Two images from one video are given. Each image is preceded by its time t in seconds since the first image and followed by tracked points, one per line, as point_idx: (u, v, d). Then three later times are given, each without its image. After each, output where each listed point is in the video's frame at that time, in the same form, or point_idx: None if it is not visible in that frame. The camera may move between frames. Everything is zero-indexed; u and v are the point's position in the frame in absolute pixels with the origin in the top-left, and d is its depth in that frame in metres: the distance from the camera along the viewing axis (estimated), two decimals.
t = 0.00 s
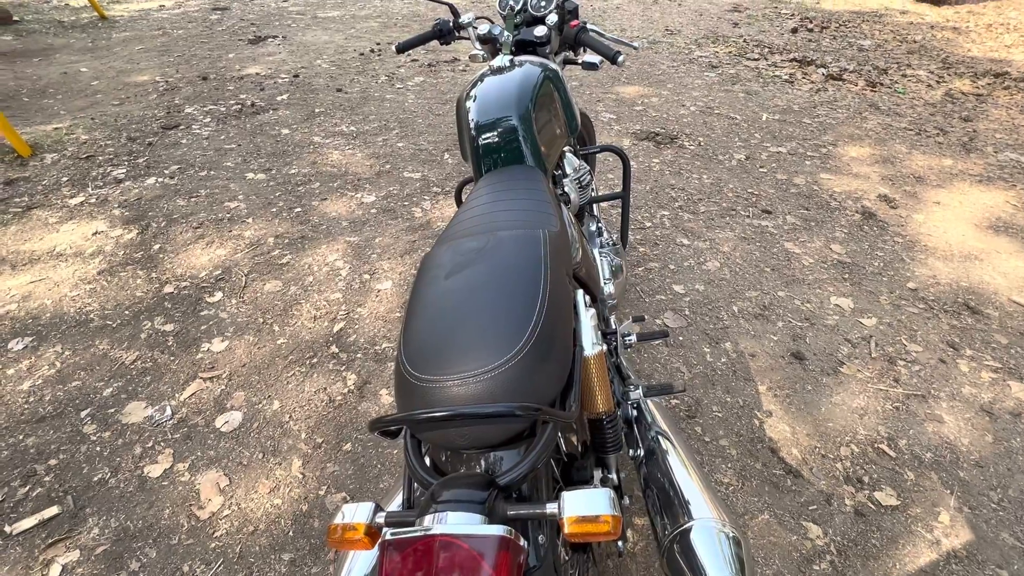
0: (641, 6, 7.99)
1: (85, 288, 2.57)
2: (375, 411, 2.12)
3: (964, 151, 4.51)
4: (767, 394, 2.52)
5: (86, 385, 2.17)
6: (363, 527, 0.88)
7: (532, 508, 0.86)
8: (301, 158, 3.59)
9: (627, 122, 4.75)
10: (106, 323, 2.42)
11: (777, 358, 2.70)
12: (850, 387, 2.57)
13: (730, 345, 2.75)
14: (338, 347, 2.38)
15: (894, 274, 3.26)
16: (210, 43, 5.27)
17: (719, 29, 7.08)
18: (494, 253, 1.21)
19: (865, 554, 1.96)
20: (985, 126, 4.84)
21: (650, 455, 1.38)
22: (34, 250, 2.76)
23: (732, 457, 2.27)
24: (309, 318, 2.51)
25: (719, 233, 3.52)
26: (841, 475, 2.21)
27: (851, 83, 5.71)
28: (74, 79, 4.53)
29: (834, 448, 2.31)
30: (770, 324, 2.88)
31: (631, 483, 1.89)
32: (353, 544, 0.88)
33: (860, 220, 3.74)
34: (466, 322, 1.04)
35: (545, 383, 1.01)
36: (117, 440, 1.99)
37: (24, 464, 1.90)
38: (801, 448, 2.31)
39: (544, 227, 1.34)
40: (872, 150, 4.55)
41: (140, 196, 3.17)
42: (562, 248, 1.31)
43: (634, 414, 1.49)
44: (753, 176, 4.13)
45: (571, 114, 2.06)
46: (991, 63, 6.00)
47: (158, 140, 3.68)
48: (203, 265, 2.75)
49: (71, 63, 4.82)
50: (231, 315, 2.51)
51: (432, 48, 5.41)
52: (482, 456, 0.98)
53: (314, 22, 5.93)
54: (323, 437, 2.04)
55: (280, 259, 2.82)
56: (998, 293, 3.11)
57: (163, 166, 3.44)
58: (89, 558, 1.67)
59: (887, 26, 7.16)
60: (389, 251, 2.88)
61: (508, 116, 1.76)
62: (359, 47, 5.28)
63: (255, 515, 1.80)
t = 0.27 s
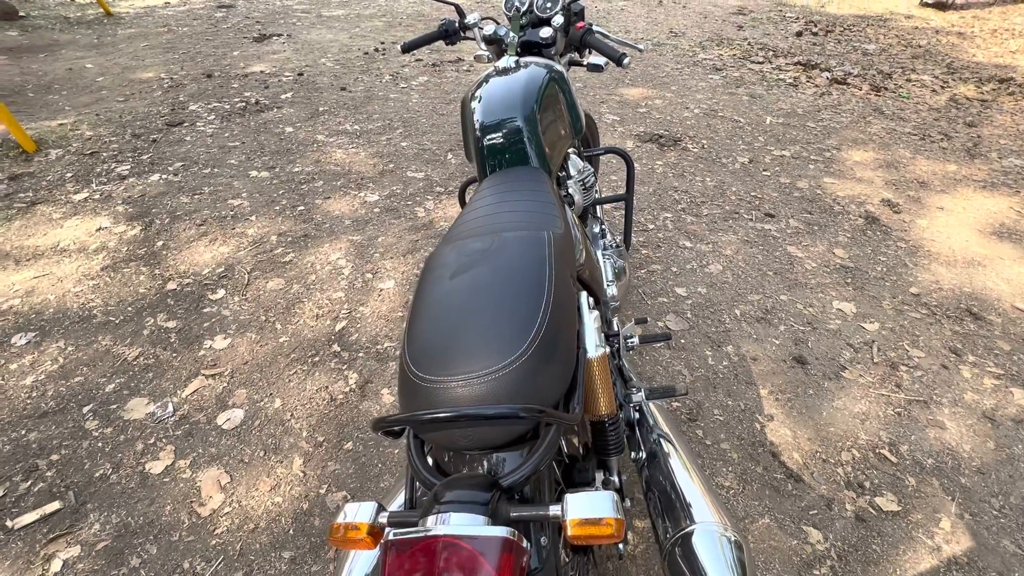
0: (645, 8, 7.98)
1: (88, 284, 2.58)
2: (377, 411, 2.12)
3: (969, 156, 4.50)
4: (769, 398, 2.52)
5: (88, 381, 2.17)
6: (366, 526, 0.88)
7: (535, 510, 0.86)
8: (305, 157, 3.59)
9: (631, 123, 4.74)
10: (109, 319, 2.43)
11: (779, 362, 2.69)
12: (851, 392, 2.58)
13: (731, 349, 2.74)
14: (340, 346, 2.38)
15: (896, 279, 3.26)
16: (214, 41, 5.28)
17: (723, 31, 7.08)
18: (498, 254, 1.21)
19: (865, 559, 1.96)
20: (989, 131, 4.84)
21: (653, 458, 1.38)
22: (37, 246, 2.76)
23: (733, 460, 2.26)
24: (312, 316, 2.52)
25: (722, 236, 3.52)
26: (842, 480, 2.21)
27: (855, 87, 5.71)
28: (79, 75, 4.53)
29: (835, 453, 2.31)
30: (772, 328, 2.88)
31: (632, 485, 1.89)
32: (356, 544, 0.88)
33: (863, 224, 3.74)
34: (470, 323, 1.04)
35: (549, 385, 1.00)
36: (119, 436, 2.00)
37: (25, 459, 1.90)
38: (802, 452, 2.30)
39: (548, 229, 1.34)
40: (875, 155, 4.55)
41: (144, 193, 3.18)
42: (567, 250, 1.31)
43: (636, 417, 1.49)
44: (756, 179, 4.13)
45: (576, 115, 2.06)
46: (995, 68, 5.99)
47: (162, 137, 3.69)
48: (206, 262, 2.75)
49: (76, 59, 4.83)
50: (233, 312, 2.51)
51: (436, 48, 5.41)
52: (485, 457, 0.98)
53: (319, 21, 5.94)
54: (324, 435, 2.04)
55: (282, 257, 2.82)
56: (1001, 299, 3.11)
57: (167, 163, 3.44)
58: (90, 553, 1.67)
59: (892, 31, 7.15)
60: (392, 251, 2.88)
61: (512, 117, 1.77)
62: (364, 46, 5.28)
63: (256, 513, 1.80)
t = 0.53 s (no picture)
0: (650, 10, 7.99)
1: (92, 280, 2.59)
2: (378, 410, 2.13)
3: (972, 162, 4.50)
4: (770, 402, 2.52)
5: (92, 377, 2.18)
6: (370, 525, 0.88)
7: (537, 510, 0.87)
8: (309, 156, 3.60)
9: (634, 126, 4.75)
10: (113, 315, 2.43)
11: (780, 366, 2.69)
12: (852, 397, 2.58)
13: (733, 352, 2.74)
14: (342, 345, 2.39)
15: (898, 285, 3.26)
16: (220, 39, 5.29)
17: (727, 35, 7.08)
18: (503, 255, 1.22)
19: (865, 564, 1.96)
20: (993, 137, 4.83)
21: (654, 460, 1.38)
22: (42, 242, 2.77)
23: (734, 464, 2.26)
24: (314, 315, 2.52)
25: (724, 240, 3.52)
26: (843, 485, 2.21)
27: (859, 92, 5.71)
28: (85, 72, 4.55)
29: (836, 458, 2.31)
30: (774, 332, 2.88)
31: (632, 488, 1.89)
32: (360, 542, 0.88)
33: (866, 229, 3.74)
34: (475, 324, 1.05)
35: (552, 387, 1.01)
36: (122, 432, 2.01)
37: (29, 454, 1.91)
38: (803, 456, 2.30)
39: (553, 231, 1.35)
40: (879, 160, 4.55)
41: (148, 190, 3.19)
42: (571, 252, 1.31)
43: (638, 420, 1.49)
44: (759, 183, 4.13)
45: (581, 118, 2.06)
46: (1000, 74, 5.98)
47: (167, 134, 3.70)
48: (210, 260, 2.76)
49: (82, 56, 4.85)
50: (236, 310, 2.52)
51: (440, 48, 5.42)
52: (487, 457, 0.98)
53: (324, 20, 5.95)
54: (326, 434, 2.05)
55: (286, 255, 2.83)
56: (1003, 306, 3.11)
57: (171, 160, 3.45)
58: (92, 548, 1.68)
59: (897, 36, 7.15)
60: (395, 250, 2.88)
61: (518, 119, 1.77)
62: (368, 46, 5.29)
63: (257, 510, 1.81)
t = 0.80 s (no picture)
0: (654, 13, 8.00)
1: (100, 277, 2.60)
2: (384, 409, 2.14)
3: (977, 167, 4.50)
4: (774, 405, 2.52)
5: (100, 373, 2.19)
6: (383, 521, 0.89)
7: (549, 508, 0.88)
8: (315, 155, 3.61)
9: (638, 128, 4.75)
10: (121, 312, 2.45)
11: (784, 369, 2.70)
12: (856, 401, 2.59)
13: (737, 355, 2.74)
14: (348, 344, 2.40)
15: (902, 290, 3.27)
16: (226, 38, 5.31)
17: (732, 38, 7.09)
18: (514, 257, 1.22)
19: (868, 568, 1.97)
20: (998, 143, 4.84)
21: (660, 461, 1.39)
22: (50, 238, 2.78)
23: (738, 466, 2.26)
24: (320, 314, 2.53)
25: (729, 243, 3.52)
26: (846, 488, 2.22)
27: (863, 96, 5.72)
28: (92, 70, 4.57)
29: (840, 461, 2.32)
30: (778, 335, 2.88)
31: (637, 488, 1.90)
32: (373, 538, 0.90)
33: (870, 233, 3.75)
34: (487, 325, 1.06)
35: (564, 387, 1.02)
36: (129, 428, 2.02)
37: (38, 449, 1.92)
38: (807, 459, 2.31)
39: (563, 233, 1.36)
40: (883, 164, 4.55)
41: (156, 188, 3.20)
42: (582, 254, 1.32)
43: (645, 421, 1.50)
44: (763, 186, 4.14)
45: (589, 121, 2.07)
46: (1005, 80, 5.99)
47: (174, 133, 3.71)
48: (216, 258, 2.77)
49: (89, 54, 4.87)
50: (243, 308, 2.53)
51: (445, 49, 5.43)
52: (499, 456, 0.99)
53: (329, 20, 5.97)
54: (332, 432, 2.06)
55: (292, 254, 2.84)
56: (1008, 311, 3.12)
57: (178, 158, 3.46)
58: (101, 543, 1.70)
59: (902, 40, 7.16)
60: (401, 251, 2.89)
61: (526, 121, 1.78)
62: (374, 46, 5.31)
63: (264, 507, 1.83)
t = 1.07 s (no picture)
0: (659, 14, 8.01)
1: (111, 274, 2.62)
2: (393, 407, 2.15)
3: (983, 170, 4.51)
4: (780, 405, 2.52)
5: (111, 369, 2.21)
6: (403, 512, 0.91)
7: (567, 500, 0.89)
8: (322, 154, 3.63)
9: (644, 129, 4.76)
10: (131, 309, 2.47)
11: (790, 370, 2.70)
12: (862, 402, 2.60)
13: (743, 355, 2.74)
14: (356, 342, 2.41)
15: (908, 292, 3.28)
16: (233, 38, 5.33)
17: (736, 40, 7.10)
18: (529, 255, 1.24)
19: (874, 567, 1.98)
20: (1004, 146, 4.84)
21: (670, 458, 1.40)
22: (61, 235, 2.80)
23: (744, 465, 2.27)
24: (329, 312, 2.55)
25: (735, 244, 3.53)
26: (852, 488, 2.23)
27: (869, 98, 5.72)
28: (100, 69, 4.59)
29: (846, 462, 2.33)
30: (784, 336, 2.89)
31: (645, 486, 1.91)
32: (393, 528, 0.91)
33: (875, 236, 3.75)
34: (504, 321, 1.07)
35: (580, 382, 1.03)
36: (141, 423, 2.04)
37: (51, 443, 1.94)
38: (813, 459, 2.32)
39: (576, 232, 1.37)
40: (889, 166, 4.56)
41: (165, 186, 3.22)
42: (595, 253, 1.33)
43: (654, 418, 1.52)
44: (769, 188, 4.15)
45: (598, 122, 2.09)
46: (1011, 83, 5.99)
47: (182, 132, 3.74)
48: (225, 256, 2.79)
49: (98, 54, 4.89)
50: (252, 306, 2.55)
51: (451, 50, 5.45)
52: (515, 451, 1.01)
53: (336, 20, 5.99)
54: (341, 429, 2.08)
55: (300, 253, 2.85)
56: (1014, 314, 3.13)
57: (187, 157, 3.48)
58: (115, 536, 1.72)
59: (907, 43, 7.16)
60: (408, 250, 2.91)
61: (537, 122, 1.80)
62: (380, 47, 5.33)
63: (275, 502, 1.85)
